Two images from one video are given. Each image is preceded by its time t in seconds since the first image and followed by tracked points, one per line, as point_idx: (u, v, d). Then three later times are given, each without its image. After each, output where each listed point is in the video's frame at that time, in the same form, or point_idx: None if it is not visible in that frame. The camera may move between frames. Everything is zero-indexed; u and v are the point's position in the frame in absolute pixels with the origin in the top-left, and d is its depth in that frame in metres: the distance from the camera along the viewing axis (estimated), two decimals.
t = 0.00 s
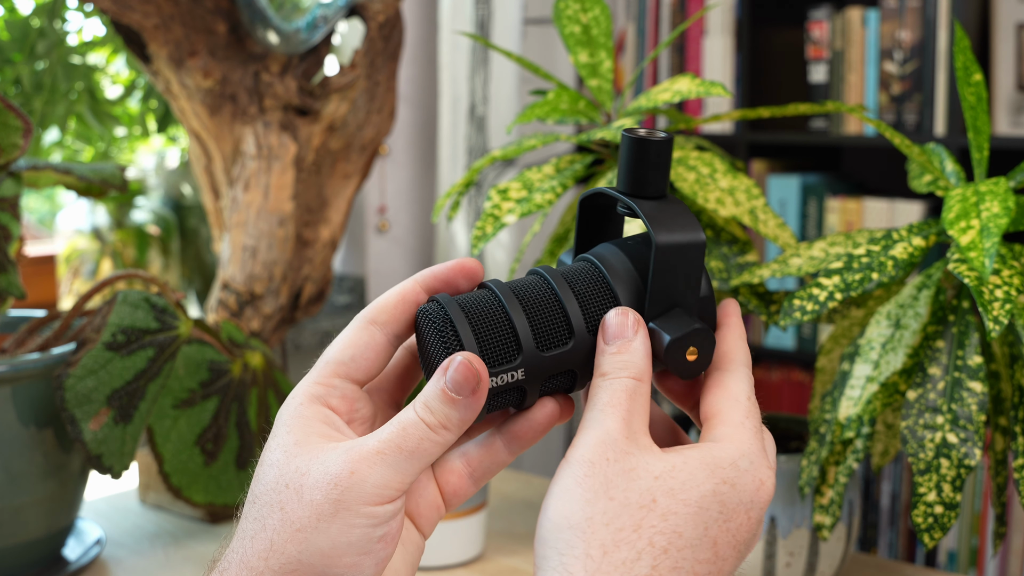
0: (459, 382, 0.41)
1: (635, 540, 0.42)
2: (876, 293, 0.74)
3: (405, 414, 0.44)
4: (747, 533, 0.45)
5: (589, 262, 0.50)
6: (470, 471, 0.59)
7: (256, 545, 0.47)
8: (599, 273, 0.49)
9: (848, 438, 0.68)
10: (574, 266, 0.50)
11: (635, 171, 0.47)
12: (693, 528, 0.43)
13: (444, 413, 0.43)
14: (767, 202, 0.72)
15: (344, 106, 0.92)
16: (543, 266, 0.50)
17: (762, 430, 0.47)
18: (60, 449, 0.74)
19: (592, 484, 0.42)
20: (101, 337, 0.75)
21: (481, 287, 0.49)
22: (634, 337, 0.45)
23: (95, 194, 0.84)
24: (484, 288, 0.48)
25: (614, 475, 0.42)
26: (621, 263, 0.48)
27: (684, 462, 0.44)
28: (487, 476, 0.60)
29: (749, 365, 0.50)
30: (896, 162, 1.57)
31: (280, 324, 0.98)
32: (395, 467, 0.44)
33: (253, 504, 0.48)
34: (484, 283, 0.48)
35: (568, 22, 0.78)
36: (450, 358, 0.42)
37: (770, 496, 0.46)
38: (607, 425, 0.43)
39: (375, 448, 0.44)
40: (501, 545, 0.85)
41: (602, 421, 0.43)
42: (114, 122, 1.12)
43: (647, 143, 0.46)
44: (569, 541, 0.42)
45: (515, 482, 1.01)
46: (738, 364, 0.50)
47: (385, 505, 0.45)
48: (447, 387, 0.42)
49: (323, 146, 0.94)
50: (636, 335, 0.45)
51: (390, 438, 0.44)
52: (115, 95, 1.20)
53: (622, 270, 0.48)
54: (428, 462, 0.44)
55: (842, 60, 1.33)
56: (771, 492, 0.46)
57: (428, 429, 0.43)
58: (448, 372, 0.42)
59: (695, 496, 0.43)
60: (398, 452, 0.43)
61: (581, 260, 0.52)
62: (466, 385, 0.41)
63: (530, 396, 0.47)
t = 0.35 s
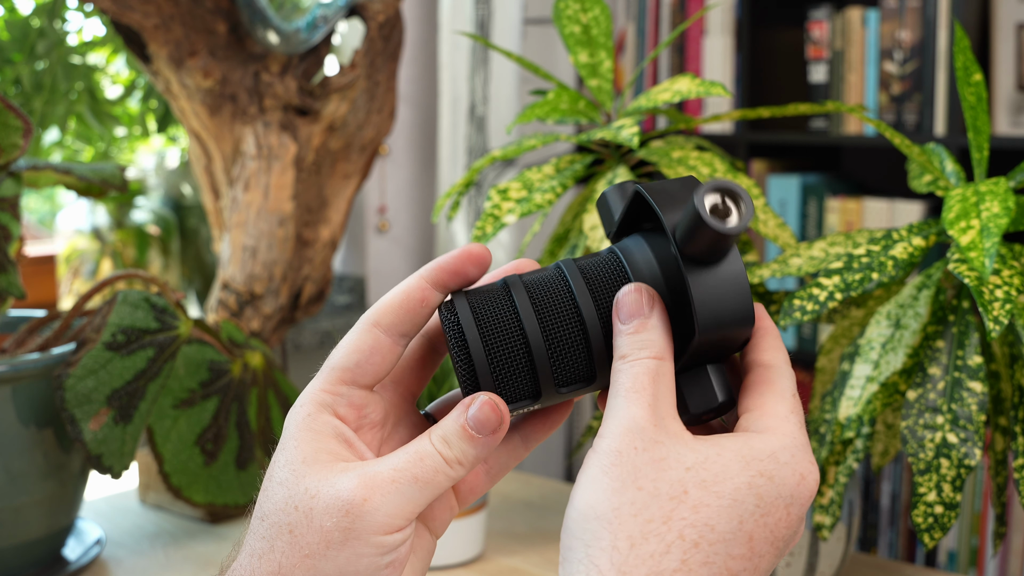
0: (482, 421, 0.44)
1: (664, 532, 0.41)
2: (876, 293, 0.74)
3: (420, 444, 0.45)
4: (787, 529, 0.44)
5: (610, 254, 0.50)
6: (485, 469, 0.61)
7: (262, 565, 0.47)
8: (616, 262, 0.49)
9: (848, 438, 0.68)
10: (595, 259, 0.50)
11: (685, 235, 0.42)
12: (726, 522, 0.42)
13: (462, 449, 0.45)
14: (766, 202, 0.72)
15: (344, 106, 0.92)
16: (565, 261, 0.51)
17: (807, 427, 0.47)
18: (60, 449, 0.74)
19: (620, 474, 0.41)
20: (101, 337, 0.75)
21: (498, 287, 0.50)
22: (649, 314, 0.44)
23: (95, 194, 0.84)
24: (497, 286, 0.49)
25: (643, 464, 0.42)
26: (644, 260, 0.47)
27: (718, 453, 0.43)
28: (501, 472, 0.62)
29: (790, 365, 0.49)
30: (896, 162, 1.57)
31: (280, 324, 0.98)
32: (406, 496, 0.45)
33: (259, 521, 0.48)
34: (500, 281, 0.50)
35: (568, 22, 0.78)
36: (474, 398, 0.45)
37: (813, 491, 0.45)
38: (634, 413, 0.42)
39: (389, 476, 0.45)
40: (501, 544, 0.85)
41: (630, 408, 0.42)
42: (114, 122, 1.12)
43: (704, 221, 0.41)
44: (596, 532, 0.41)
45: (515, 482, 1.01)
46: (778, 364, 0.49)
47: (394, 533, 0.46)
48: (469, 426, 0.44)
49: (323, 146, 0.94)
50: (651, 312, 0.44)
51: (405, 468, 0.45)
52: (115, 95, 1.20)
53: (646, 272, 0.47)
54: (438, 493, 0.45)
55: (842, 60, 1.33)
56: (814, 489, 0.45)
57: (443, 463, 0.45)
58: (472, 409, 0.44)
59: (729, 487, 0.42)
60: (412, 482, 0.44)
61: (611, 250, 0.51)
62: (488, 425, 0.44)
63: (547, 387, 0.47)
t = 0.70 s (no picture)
0: (446, 362, 0.43)
1: (665, 541, 0.41)
2: (876, 293, 0.74)
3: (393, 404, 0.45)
4: (779, 532, 0.45)
5: (612, 239, 0.49)
6: (474, 481, 0.59)
7: (254, 547, 0.48)
8: (617, 247, 0.48)
9: (848, 438, 0.68)
10: (597, 243, 0.49)
11: (700, 278, 0.41)
12: (725, 529, 0.42)
13: (432, 396, 0.44)
14: (766, 202, 0.72)
15: (344, 106, 0.92)
16: (568, 243, 0.49)
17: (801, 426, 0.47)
18: (60, 449, 0.74)
19: (622, 480, 0.41)
20: (101, 337, 0.75)
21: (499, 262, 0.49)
22: (657, 316, 0.44)
23: (95, 194, 0.84)
24: (497, 262, 0.48)
25: (645, 471, 0.41)
26: (647, 253, 0.46)
27: (718, 460, 0.43)
28: (490, 485, 0.60)
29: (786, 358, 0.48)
30: (896, 162, 1.57)
31: (280, 324, 0.98)
32: (382, 458, 0.45)
33: (254, 506, 0.49)
34: (501, 257, 0.49)
35: (567, 22, 0.78)
36: (438, 342, 0.44)
37: (805, 494, 0.45)
38: (637, 416, 0.42)
39: (361, 439, 0.45)
40: (501, 545, 0.85)
41: (632, 413, 0.42)
42: (114, 122, 1.12)
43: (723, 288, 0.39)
44: (596, 538, 0.41)
45: (515, 482, 1.01)
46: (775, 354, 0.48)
47: (374, 501, 0.46)
48: (433, 369, 0.44)
49: (323, 146, 0.94)
50: (659, 314, 0.44)
51: (376, 427, 0.45)
52: (114, 95, 1.20)
53: (649, 268, 0.45)
54: (415, 451, 0.45)
55: (842, 60, 1.33)
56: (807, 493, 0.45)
57: (415, 415, 0.44)
58: (435, 354, 0.44)
59: (729, 495, 0.42)
60: (382, 439, 0.44)
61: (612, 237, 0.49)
62: (451, 365, 0.43)
63: (537, 373, 0.47)
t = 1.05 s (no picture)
0: (444, 325, 0.45)
1: (689, 563, 0.41)
2: (876, 293, 0.74)
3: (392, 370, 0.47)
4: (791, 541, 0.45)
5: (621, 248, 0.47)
6: (462, 500, 0.62)
7: (238, 505, 0.50)
8: (626, 258, 0.46)
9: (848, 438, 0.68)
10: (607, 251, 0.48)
11: (716, 309, 0.40)
12: (745, 547, 0.43)
13: (430, 359, 0.46)
14: (767, 202, 0.72)
15: (344, 106, 0.92)
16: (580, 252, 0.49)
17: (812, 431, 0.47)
18: (60, 449, 0.74)
19: (643, 503, 0.41)
20: (101, 337, 0.75)
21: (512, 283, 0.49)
22: (673, 333, 0.44)
23: (95, 194, 0.84)
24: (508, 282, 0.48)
25: (665, 492, 0.42)
26: (656, 265, 0.45)
27: (735, 475, 0.43)
28: (476, 508, 0.63)
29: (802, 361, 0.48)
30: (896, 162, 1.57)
31: (280, 325, 0.98)
32: (378, 422, 0.48)
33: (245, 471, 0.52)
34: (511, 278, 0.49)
35: (568, 22, 0.78)
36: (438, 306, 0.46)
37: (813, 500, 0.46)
38: (655, 435, 0.42)
39: (361, 405, 0.48)
40: (501, 545, 0.85)
41: (648, 434, 0.42)
42: (114, 122, 1.12)
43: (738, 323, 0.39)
44: (621, 563, 0.41)
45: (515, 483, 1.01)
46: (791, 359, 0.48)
47: (365, 467, 0.49)
48: (432, 334, 0.45)
49: (323, 146, 0.94)
50: (675, 331, 0.44)
51: (376, 393, 0.48)
52: (114, 95, 1.20)
53: (661, 284, 0.44)
54: (411, 422, 0.48)
55: (842, 60, 1.33)
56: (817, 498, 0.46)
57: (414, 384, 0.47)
58: (435, 320, 0.45)
59: (747, 511, 0.43)
60: (382, 407, 0.48)
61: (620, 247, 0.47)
62: (449, 329, 0.45)
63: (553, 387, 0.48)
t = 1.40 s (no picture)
0: (450, 334, 0.45)
1: (683, 540, 0.41)
2: (876, 293, 0.74)
3: (393, 375, 0.47)
4: (805, 539, 0.43)
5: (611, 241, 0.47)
6: (464, 478, 0.62)
7: (240, 505, 0.51)
8: (619, 255, 0.46)
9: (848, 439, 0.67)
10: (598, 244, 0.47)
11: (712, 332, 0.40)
12: (744, 527, 0.41)
13: (432, 366, 0.46)
14: (767, 203, 0.72)
15: (344, 106, 0.92)
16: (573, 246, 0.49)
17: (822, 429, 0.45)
18: (60, 449, 0.74)
19: (638, 485, 0.42)
20: (101, 337, 0.75)
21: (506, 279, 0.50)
22: (667, 332, 0.44)
23: (95, 194, 0.84)
24: (501, 281, 0.48)
25: (660, 476, 0.42)
26: (646, 260, 0.44)
27: (733, 463, 0.43)
28: (481, 485, 0.62)
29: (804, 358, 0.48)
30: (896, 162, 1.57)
31: (280, 325, 0.98)
32: (377, 426, 0.48)
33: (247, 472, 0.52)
34: (504, 277, 0.49)
35: (568, 22, 0.78)
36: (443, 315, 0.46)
37: (830, 501, 0.44)
38: (652, 430, 0.43)
39: (361, 408, 0.48)
40: (501, 544, 0.85)
41: (646, 426, 0.43)
42: (114, 122, 1.12)
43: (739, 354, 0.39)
44: (614, 540, 0.41)
45: (515, 483, 1.01)
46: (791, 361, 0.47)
47: (365, 469, 0.49)
48: (437, 342, 0.46)
49: (323, 146, 0.94)
50: (669, 330, 0.44)
51: (376, 397, 0.47)
52: (114, 95, 1.20)
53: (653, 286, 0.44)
54: (411, 425, 0.48)
55: (842, 60, 1.33)
56: (831, 495, 0.44)
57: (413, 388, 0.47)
58: (440, 328, 0.46)
59: (747, 495, 0.42)
60: (381, 410, 0.47)
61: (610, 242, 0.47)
62: (453, 338, 0.45)
63: (550, 382, 0.48)
